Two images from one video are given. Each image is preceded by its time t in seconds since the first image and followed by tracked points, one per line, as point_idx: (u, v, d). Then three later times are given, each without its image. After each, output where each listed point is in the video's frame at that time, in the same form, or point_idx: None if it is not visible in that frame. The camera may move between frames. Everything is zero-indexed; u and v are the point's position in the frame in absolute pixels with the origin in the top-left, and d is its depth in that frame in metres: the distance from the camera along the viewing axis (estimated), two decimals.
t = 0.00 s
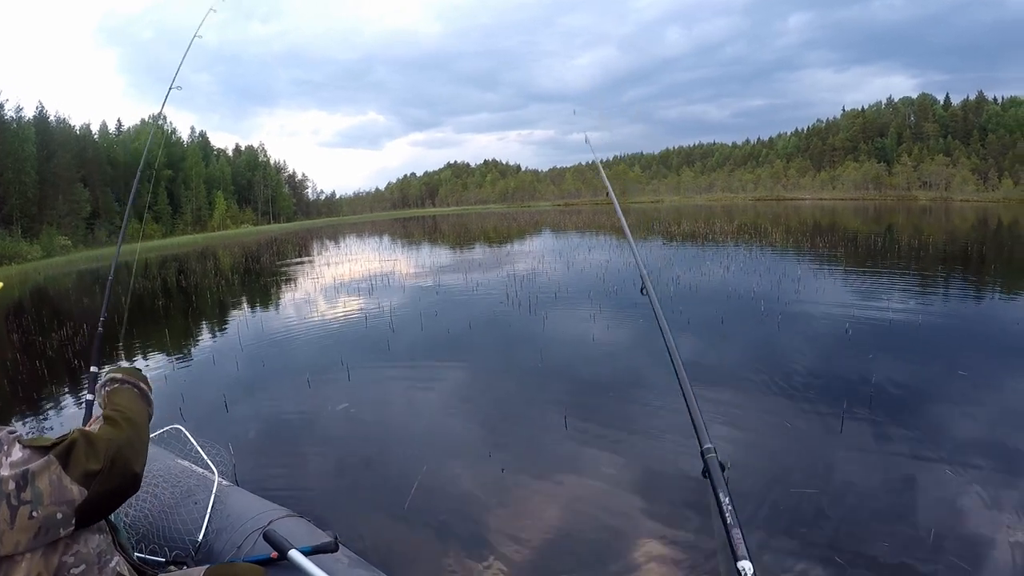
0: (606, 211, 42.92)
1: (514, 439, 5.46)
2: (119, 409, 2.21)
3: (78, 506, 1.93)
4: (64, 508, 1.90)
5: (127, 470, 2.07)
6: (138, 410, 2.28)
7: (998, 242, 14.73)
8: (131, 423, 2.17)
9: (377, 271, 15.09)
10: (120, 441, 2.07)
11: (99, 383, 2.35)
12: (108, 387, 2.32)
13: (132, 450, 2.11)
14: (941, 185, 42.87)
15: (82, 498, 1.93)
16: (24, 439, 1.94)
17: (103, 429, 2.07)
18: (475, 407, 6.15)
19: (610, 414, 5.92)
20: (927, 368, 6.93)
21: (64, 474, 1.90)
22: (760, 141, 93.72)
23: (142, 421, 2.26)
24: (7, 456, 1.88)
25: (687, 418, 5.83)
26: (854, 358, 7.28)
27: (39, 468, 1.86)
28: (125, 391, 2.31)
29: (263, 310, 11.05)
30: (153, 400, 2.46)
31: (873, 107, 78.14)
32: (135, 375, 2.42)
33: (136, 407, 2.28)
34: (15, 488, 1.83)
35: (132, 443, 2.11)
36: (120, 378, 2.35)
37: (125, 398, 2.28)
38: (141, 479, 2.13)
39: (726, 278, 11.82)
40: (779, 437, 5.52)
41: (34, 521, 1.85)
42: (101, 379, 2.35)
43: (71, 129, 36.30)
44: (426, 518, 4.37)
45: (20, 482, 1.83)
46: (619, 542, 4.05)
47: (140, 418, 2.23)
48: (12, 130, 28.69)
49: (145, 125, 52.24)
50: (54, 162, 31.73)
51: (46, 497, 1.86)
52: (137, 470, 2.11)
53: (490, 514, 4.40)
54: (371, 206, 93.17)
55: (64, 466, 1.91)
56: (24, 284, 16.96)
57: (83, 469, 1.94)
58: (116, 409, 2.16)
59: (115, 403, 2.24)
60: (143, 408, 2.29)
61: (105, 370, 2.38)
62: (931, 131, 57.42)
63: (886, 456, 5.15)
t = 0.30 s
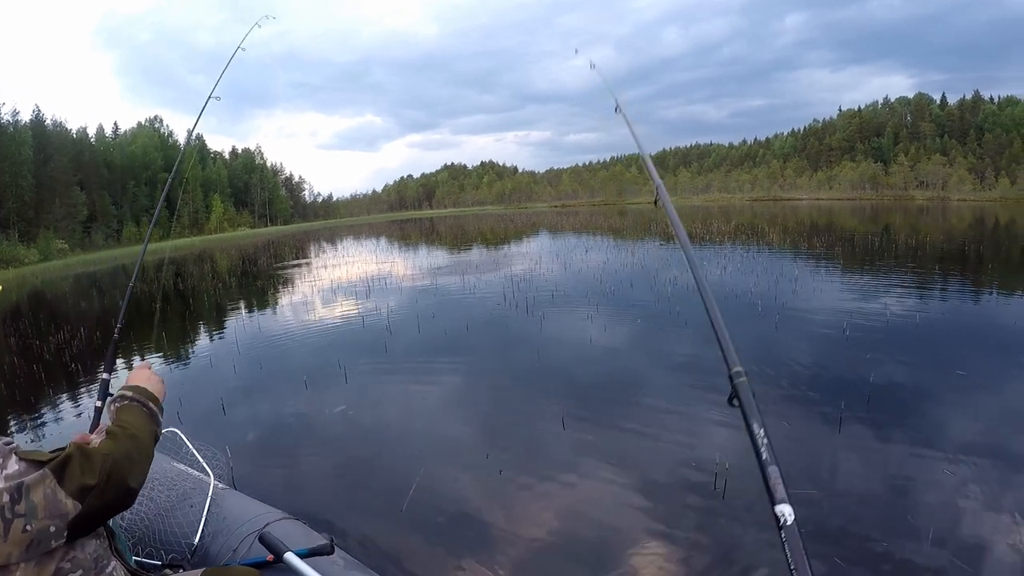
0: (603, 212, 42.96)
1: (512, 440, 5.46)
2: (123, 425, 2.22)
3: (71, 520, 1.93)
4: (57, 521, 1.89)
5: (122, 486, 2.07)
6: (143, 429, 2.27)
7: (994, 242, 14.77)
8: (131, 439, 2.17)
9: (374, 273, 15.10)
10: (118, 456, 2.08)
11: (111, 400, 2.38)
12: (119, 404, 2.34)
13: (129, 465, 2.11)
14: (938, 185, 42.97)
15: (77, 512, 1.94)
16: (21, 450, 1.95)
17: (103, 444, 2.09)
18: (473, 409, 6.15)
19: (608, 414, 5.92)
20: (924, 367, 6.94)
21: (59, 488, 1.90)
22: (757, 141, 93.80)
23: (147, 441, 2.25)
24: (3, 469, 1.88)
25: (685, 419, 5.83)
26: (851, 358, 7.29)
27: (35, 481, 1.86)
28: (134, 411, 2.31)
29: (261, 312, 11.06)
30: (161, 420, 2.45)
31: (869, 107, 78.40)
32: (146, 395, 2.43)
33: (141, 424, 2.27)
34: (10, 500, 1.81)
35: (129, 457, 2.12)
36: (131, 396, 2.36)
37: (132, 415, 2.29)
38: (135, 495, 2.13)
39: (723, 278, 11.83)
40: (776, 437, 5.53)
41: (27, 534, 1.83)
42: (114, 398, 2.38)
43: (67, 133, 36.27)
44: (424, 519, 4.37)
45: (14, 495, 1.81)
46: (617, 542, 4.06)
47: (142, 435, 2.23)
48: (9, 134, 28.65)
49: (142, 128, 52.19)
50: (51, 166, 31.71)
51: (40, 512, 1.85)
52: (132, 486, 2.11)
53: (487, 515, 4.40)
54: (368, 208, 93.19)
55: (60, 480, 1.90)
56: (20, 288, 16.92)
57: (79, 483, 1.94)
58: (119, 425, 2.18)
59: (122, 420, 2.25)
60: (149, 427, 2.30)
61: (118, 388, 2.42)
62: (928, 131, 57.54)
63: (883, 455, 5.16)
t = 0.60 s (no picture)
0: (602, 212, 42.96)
1: (509, 440, 5.45)
2: (134, 437, 2.24)
3: (70, 524, 1.92)
4: (56, 525, 1.89)
5: (124, 495, 2.08)
6: (152, 445, 2.29)
7: (993, 246, 14.77)
8: (137, 451, 2.19)
9: (372, 272, 15.09)
10: (122, 464, 2.11)
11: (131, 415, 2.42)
12: (138, 419, 2.38)
13: (132, 475, 2.13)
14: (938, 189, 43.02)
15: (77, 517, 1.94)
16: (24, 450, 1.92)
17: (110, 453, 2.12)
18: (470, 408, 6.14)
19: (605, 415, 5.91)
20: (922, 371, 6.93)
21: (61, 491, 1.90)
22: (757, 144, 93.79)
23: (154, 455, 2.27)
24: (5, 469, 1.85)
25: (683, 420, 5.82)
26: (850, 361, 7.28)
27: (36, 483, 1.86)
28: (149, 426, 2.34)
29: (259, 310, 11.06)
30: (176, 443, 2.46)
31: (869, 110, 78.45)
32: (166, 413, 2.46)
33: (150, 440, 2.29)
34: (10, 500, 1.81)
35: (134, 467, 2.14)
36: (151, 413, 2.40)
37: (144, 428, 2.32)
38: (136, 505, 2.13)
39: (722, 280, 11.83)
40: (775, 439, 5.52)
41: (25, 535, 1.83)
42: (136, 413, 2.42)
43: (67, 129, 36.25)
44: (420, 518, 4.36)
45: (15, 495, 1.81)
46: (614, 543, 4.05)
47: (148, 448, 2.25)
48: (8, 129, 28.62)
49: (142, 125, 52.17)
50: (50, 161, 31.70)
51: (40, 513, 1.85)
52: (134, 497, 2.12)
53: (484, 514, 4.39)
54: (367, 207, 93.17)
55: (61, 484, 1.90)
56: (18, 283, 16.92)
57: (81, 489, 1.94)
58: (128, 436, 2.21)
59: (134, 432, 2.28)
60: (159, 443, 2.31)
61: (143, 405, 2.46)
62: (928, 134, 57.54)
63: (881, 459, 5.15)
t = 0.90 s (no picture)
0: (602, 210, 42.91)
1: (509, 439, 5.44)
2: (127, 446, 2.25)
3: (71, 540, 1.93)
4: (56, 540, 1.89)
5: (126, 513, 2.10)
6: (144, 449, 2.32)
7: (993, 242, 14.74)
8: (134, 462, 2.21)
9: (372, 271, 15.09)
10: (124, 480, 2.12)
11: (111, 412, 2.43)
12: (119, 419, 2.39)
13: (133, 492, 2.15)
14: (938, 185, 42.98)
15: (79, 533, 1.94)
16: (25, 464, 1.94)
17: (111, 468, 2.12)
18: (470, 407, 6.13)
19: (605, 414, 5.90)
20: (924, 368, 6.91)
21: (63, 508, 1.90)
22: (757, 142, 93.73)
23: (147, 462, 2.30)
24: (6, 482, 1.86)
25: (683, 418, 5.81)
26: (851, 358, 7.26)
27: (38, 499, 1.86)
28: (132, 425, 2.37)
29: (259, 310, 11.07)
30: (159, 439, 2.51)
31: (869, 107, 78.32)
32: (147, 411, 2.50)
33: (141, 445, 2.31)
34: (10, 514, 1.81)
35: (135, 482, 2.16)
36: (132, 412, 2.42)
37: (133, 433, 2.35)
38: (136, 521, 2.15)
39: (721, 278, 11.82)
40: (776, 437, 5.51)
41: (24, 549, 1.83)
42: (114, 409, 2.44)
43: (65, 132, 36.25)
44: (420, 518, 4.35)
45: (16, 509, 1.82)
46: (616, 542, 4.03)
47: (143, 456, 2.27)
48: (6, 133, 28.63)
49: (140, 127, 52.17)
50: (49, 164, 31.72)
51: (41, 529, 1.85)
52: (134, 513, 2.14)
53: (485, 514, 4.37)
54: (367, 207, 93.14)
55: (64, 502, 1.91)
56: (18, 286, 16.91)
57: (83, 507, 1.95)
58: (125, 447, 2.21)
59: (122, 437, 2.30)
60: (148, 444, 2.35)
61: (119, 402, 2.48)
62: (928, 131, 57.50)
63: (882, 456, 5.14)
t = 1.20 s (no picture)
0: (601, 208, 42.90)
1: (509, 437, 5.44)
2: (133, 442, 2.24)
3: (70, 532, 1.93)
4: (56, 533, 1.90)
5: (125, 505, 2.09)
6: (151, 446, 2.29)
7: (993, 239, 14.75)
8: (138, 456, 2.20)
9: (372, 270, 15.10)
10: (123, 471, 2.11)
11: (127, 414, 2.43)
12: (134, 418, 2.39)
13: (133, 485, 2.14)
14: (937, 182, 42.99)
15: (77, 525, 1.95)
16: (24, 460, 1.96)
17: (111, 460, 2.12)
18: (470, 406, 6.13)
19: (605, 411, 5.90)
20: (924, 364, 6.91)
21: (61, 501, 1.90)
22: (756, 139, 93.66)
23: (153, 458, 2.28)
24: (3, 478, 1.87)
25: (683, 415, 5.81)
26: (851, 355, 7.27)
27: (36, 493, 1.85)
28: (144, 425, 2.35)
29: (258, 309, 11.07)
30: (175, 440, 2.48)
31: (869, 104, 78.23)
32: (162, 411, 2.47)
33: (149, 442, 2.29)
34: (10, 511, 1.79)
35: (135, 475, 2.15)
36: (146, 411, 2.41)
37: (143, 431, 2.33)
38: (136, 514, 2.14)
39: (721, 275, 11.82)
40: (776, 434, 5.51)
41: (24, 545, 1.82)
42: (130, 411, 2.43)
43: (64, 132, 36.23)
44: (420, 517, 4.35)
45: (15, 505, 1.80)
46: (617, 540, 4.03)
47: (148, 452, 2.26)
48: (5, 134, 28.63)
49: (139, 127, 52.15)
50: (48, 165, 31.71)
51: (40, 523, 1.85)
52: (134, 505, 2.14)
53: (485, 513, 4.37)
54: (366, 206, 93.14)
55: (62, 494, 1.91)
56: (18, 287, 16.89)
57: (80, 498, 1.95)
58: (129, 442, 2.20)
59: (131, 435, 2.29)
60: (159, 443, 2.33)
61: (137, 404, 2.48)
62: (927, 128, 57.51)
63: (882, 453, 5.14)
